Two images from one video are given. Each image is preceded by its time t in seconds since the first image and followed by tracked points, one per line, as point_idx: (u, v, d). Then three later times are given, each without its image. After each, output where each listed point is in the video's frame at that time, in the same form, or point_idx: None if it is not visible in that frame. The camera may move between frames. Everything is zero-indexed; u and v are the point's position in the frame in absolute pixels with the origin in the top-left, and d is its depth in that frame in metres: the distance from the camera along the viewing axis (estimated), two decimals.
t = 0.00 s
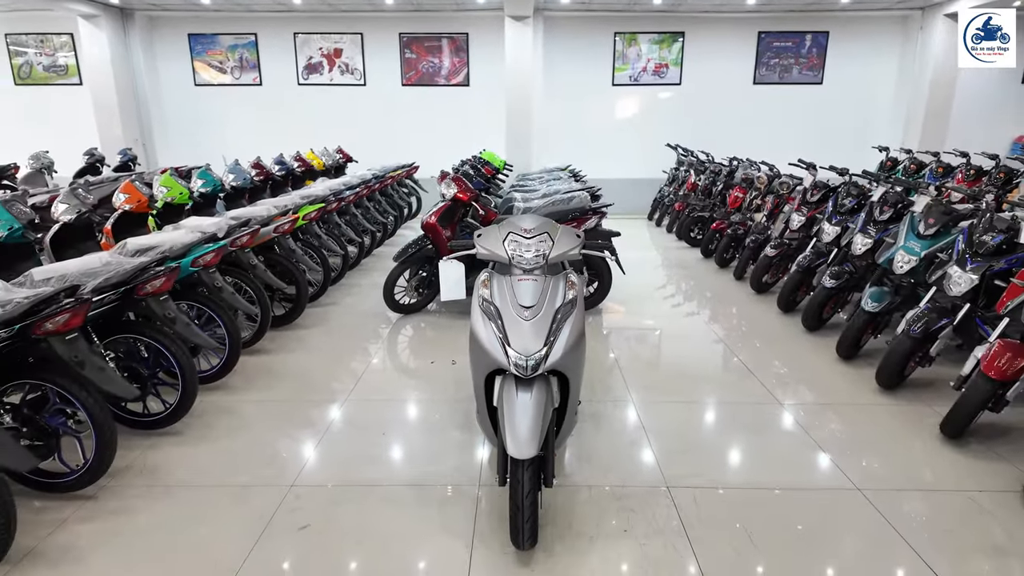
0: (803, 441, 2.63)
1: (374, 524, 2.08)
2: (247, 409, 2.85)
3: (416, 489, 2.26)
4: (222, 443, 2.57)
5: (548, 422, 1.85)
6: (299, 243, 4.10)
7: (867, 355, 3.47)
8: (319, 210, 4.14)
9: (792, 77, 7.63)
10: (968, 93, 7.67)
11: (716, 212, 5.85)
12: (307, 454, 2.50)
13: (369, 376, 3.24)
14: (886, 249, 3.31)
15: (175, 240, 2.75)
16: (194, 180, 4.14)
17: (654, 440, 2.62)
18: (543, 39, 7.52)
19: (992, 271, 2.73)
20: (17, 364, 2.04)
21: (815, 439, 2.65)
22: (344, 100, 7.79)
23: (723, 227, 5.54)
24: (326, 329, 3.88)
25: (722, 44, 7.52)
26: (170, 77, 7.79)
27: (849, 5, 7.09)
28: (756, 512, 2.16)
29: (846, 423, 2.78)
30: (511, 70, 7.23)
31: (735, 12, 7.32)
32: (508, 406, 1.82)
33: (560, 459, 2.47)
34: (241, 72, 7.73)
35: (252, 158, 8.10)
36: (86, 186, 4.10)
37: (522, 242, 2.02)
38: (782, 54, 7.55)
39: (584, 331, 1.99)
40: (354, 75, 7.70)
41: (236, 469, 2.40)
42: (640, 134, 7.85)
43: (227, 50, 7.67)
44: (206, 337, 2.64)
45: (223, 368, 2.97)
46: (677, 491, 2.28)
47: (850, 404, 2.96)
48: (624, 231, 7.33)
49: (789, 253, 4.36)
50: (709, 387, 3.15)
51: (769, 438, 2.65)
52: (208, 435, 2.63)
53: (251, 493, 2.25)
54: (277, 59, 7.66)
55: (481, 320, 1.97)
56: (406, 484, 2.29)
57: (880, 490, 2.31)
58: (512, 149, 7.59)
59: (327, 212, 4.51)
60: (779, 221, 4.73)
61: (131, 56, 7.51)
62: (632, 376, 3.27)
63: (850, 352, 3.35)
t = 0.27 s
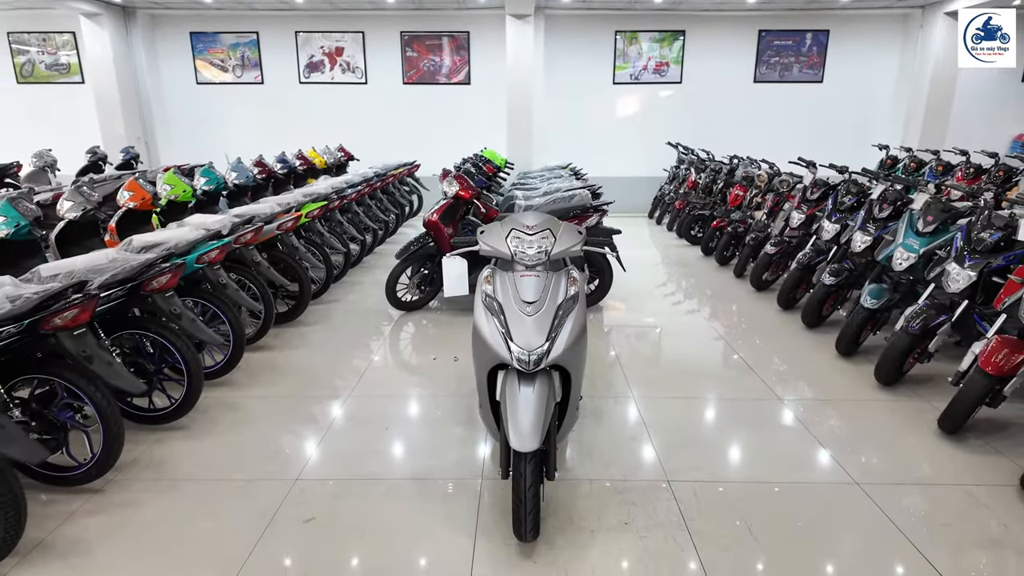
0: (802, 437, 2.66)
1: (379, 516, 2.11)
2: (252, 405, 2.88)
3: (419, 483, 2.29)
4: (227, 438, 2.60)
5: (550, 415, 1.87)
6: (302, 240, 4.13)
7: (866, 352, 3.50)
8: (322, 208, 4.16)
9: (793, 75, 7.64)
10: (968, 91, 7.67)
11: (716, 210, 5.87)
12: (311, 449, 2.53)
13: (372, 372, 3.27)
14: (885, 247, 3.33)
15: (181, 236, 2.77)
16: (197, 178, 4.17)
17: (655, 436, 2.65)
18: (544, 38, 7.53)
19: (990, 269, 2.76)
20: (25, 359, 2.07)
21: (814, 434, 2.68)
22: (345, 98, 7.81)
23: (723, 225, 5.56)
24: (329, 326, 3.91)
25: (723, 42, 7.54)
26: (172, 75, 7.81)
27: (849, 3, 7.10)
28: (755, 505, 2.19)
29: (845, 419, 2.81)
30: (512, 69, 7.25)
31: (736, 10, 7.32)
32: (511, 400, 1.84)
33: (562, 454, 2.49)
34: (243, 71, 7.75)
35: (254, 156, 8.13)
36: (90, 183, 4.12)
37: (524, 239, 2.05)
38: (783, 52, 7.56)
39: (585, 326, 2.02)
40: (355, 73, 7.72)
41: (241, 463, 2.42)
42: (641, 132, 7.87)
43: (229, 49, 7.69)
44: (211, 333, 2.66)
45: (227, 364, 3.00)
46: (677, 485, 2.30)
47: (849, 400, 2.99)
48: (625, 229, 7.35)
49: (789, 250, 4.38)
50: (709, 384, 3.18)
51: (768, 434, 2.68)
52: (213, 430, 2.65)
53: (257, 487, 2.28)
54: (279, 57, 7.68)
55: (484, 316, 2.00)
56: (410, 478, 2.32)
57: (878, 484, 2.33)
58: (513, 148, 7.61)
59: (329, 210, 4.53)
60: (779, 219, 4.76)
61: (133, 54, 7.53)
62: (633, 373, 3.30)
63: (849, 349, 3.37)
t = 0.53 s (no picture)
0: (801, 433, 2.68)
1: (381, 511, 2.13)
2: (255, 401, 2.90)
3: (422, 478, 2.31)
4: (231, 434, 2.62)
5: (552, 411, 1.89)
6: (304, 238, 4.15)
7: (866, 349, 3.52)
8: (324, 206, 4.18)
9: (793, 74, 7.65)
10: (969, 90, 7.68)
11: (717, 208, 5.89)
12: (314, 445, 2.55)
13: (374, 369, 3.29)
14: (884, 245, 3.35)
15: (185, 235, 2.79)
16: (200, 176, 4.19)
17: (655, 432, 2.67)
18: (545, 36, 7.55)
19: (989, 266, 2.77)
20: (32, 356, 2.09)
21: (813, 431, 2.70)
22: (346, 97, 7.82)
23: (723, 223, 5.58)
24: (331, 324, 3.93)
25: (723, 41, 7.55)
26: (173, 73, 7.83)
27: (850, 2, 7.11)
28: (753, 501, 2.21)
29: (844, 416, 2.83)
30: (512, 67, 7.26)
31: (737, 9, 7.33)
32: (513, 396, 1.86)
33: (563, 450, 2.51)
34: (244, 69, 7.77)
35: (255, 155, 8.15)
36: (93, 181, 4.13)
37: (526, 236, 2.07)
38: (783, 51, 7.57)
39: (586, 323, 2.04)
40: (356, 72, 7.74)
41: (246, 459, 2.45)
42: (641, 131, 7.88)
43: (230, 47, 7.70)
44: (214, 330, 2.68)
45: (231, 360, 3.02)
46: (677, 480, 2.32)
47: (848, 397, 3.01)
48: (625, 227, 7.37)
49: (789, 249, 4.39)
50: (709, 381, 3.20)
51: (768, 430, 2.70)
52: (217, 426, 2.68)
53: (261, 482, 2.30)
54: (280, 56, 7.69)
55: (486, 312, 2.02)
56: (412, 474, 2.34)
57: (876, 479, 2.36)
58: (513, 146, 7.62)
59: (331, 208, 4.55)
60: (779, 217, 4.77)
61: (135, 53, 7.55)
62: (633, 370, 3.32)
63: (848, 346, 3.39)
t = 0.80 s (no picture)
0: (800, 430, 2.69)
1: (382, 506, 2.15)
2: (257, 398, 2.91)
3: (422, 474, 2.32)
4: (232, 429, 2.63)
5: (552, 406, 1.89)
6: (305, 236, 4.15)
7: (865, 346, 3.52)
8: (324, 203, 4.19)
9: (794, 71, 7.65)
10: (971, 87, 7.67)
11: (717, 206, 5.89)
12: (314, 441, 2.56)
13: (375, 365, 3.30)
14: (885, 242, 3.35)
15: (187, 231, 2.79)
16: (201, 174, 4.19)
17: (654, 428, 2.68)
18: (545, 34, 7.54)
19: (989, 263, 2.77)
20: (34, 352, 2.09)
21: (812, 428, 2.70)
22: (347, 95, 7.82)
23: (724, 221, 5.58)
24: (332, 321, 3.94)
25: (724, 39, 7.54)
26: (174, 71, 7.84)
27: None
28: (751, 496, 2.22)
29: (843, 412, 2.84)
30: (513, 65, 7.26)
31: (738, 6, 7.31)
32: (513, 392, 1.86)
33: (563, 446, 2.52)
34: (245, 67, 7.77)
35: (256, 153, 8.15)
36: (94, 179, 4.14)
37: (526, 232, 2.08)
38: (784, 49, 7.57)
39: (586, 320, 2.05)
40: (357, 69, 7.74)
41: (246, 455, 2.46)
42: (642, 128, 7.88)
43: (231, 45, 7.71)
44: (215, 326, 2.69)
45: (232, 357, 3.04)
46: (676, 476, 2.33)
47: (848, 394, 3.01)
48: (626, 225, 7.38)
49: (790, 246, 4.40)
50: (709, 378, 3.20)
51: (767, 427, 2.71)
52: (218, 422, 2.69)
53: (262, 477, 2.31)
54: (281, 54, 7.69)
55: (486, 309, 2.03)
56: (413, 470, 2.35)
57: (876, 475, 2.36)
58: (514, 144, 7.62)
59: (332, 205, 4.56)
60: (779, 214, 4.78)
61: (136, 51, 7.56)
62: (634, 367, 3.32)
63: (848, 343, 3.40)
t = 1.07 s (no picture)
0: (800, 427, 2.70)
1: (382, 502, 2.16)
2: (257, 394, 2.92)
3: (422, 470, 2.33)
4: (233, 426, 2.64)
5: (551, 402, 1.90)
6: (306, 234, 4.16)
7: (865, 344, 3.53)
8: (325, 201, 4.19)
9: (794, 69, 7.64)
10: (972, 85, 7.67)
11: (717, 204, 5.90)
12: (315, 438, 2.57)
13: (375, 362, 3.31)
14: (884, 239, 3.35)
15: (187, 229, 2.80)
16: (201, 171, 4.19)
17: (653, 425, 2.69)
18: (545, 32, 7.54)
19: (988, 260, 2.78)
20: (35, 348, 2.10)
21: (811, 425, 2.71)
22: (347, 93, 7.83)
23: (724, 219, 5.59)
24: (333, 318, 3.95)
25: (725, 36, 7.54)
26: (175, 69, 7.85)
27: None
28: (750, 492, 2.23)
29: (842, 409, 2.84)
30: (513, 62, 7.26)
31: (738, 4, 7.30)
32: (513, 388, 1.87)
33: (563, 442, 2.53)
34: (245, 65, 7.78)
35: (256, 151, 8.16)
36: (95, 177, 4.15)
37: (525, 229, 2.09)
38: (784, 47, 7.56)
39: (585, 316, 2.05)
40: (357, 67, 7.74)
41: (247, 451, 2.46)
42: (642, 126, 7.88)
43: (231, 44, 7.71)
44: (216, 322, 2.70)
45: (233, 354, 3.05)
46: (675, 472, 2.34)
47: (847, 391, 3.02)
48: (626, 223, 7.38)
49: (789, 244, 4.40)
50: (709, 376, 3.21)
51: (766, 424, 2.72)
52: (219, 418, 2.70)
53: (263, 474, 2.32)
54: (281, 52, 7.70)
55: (486, 305, 2.04)
56: (413, 466, 2.36)
57: (874, 471, 2.37)
58: (514, 142, 7.62)
59: (332, 203, 4.56)
60: (779, 212, 4.78)
61: (137, 49, 7.56)
62: (634, 365, 3.33)
63: (847, 341, 3.40)
